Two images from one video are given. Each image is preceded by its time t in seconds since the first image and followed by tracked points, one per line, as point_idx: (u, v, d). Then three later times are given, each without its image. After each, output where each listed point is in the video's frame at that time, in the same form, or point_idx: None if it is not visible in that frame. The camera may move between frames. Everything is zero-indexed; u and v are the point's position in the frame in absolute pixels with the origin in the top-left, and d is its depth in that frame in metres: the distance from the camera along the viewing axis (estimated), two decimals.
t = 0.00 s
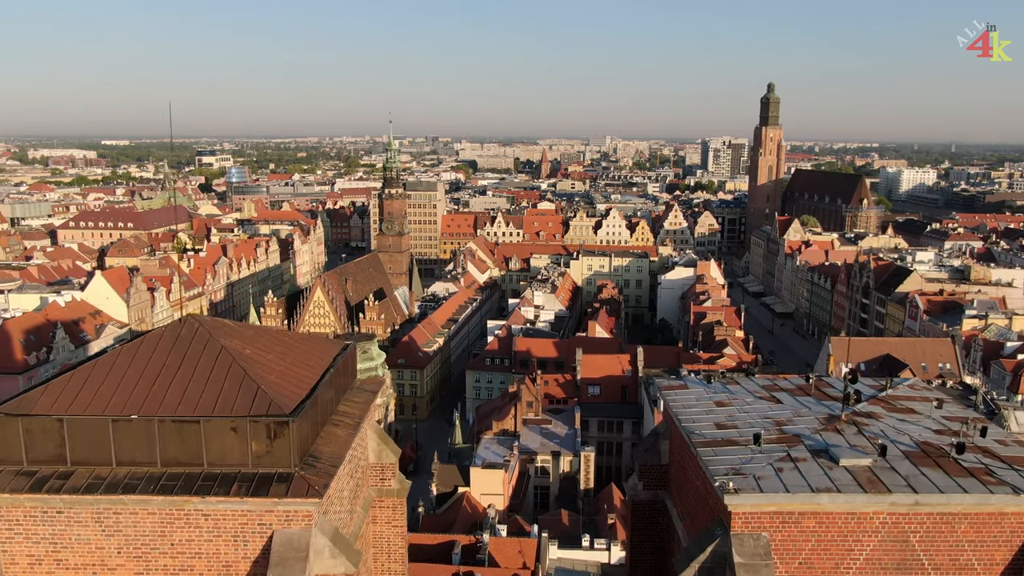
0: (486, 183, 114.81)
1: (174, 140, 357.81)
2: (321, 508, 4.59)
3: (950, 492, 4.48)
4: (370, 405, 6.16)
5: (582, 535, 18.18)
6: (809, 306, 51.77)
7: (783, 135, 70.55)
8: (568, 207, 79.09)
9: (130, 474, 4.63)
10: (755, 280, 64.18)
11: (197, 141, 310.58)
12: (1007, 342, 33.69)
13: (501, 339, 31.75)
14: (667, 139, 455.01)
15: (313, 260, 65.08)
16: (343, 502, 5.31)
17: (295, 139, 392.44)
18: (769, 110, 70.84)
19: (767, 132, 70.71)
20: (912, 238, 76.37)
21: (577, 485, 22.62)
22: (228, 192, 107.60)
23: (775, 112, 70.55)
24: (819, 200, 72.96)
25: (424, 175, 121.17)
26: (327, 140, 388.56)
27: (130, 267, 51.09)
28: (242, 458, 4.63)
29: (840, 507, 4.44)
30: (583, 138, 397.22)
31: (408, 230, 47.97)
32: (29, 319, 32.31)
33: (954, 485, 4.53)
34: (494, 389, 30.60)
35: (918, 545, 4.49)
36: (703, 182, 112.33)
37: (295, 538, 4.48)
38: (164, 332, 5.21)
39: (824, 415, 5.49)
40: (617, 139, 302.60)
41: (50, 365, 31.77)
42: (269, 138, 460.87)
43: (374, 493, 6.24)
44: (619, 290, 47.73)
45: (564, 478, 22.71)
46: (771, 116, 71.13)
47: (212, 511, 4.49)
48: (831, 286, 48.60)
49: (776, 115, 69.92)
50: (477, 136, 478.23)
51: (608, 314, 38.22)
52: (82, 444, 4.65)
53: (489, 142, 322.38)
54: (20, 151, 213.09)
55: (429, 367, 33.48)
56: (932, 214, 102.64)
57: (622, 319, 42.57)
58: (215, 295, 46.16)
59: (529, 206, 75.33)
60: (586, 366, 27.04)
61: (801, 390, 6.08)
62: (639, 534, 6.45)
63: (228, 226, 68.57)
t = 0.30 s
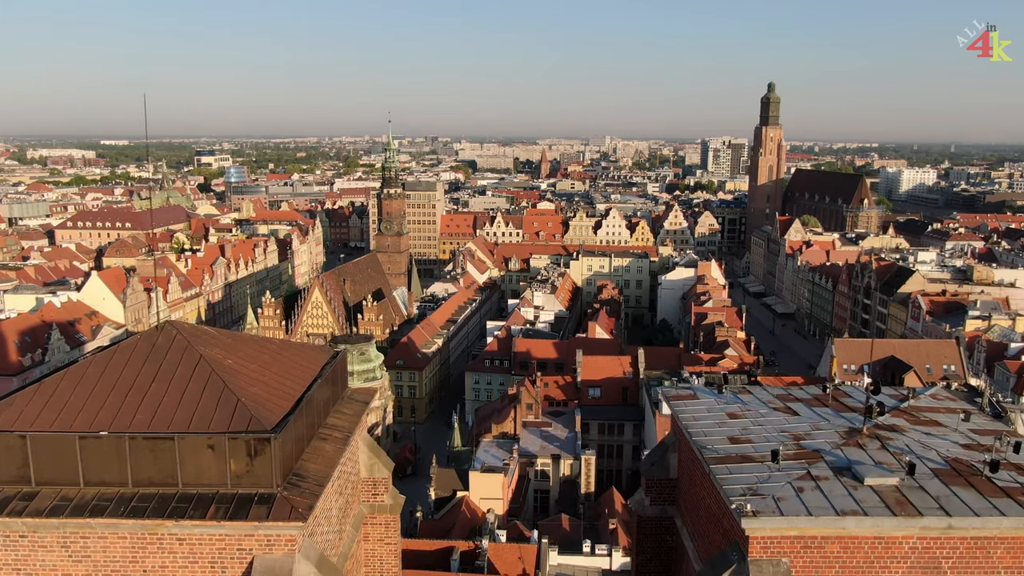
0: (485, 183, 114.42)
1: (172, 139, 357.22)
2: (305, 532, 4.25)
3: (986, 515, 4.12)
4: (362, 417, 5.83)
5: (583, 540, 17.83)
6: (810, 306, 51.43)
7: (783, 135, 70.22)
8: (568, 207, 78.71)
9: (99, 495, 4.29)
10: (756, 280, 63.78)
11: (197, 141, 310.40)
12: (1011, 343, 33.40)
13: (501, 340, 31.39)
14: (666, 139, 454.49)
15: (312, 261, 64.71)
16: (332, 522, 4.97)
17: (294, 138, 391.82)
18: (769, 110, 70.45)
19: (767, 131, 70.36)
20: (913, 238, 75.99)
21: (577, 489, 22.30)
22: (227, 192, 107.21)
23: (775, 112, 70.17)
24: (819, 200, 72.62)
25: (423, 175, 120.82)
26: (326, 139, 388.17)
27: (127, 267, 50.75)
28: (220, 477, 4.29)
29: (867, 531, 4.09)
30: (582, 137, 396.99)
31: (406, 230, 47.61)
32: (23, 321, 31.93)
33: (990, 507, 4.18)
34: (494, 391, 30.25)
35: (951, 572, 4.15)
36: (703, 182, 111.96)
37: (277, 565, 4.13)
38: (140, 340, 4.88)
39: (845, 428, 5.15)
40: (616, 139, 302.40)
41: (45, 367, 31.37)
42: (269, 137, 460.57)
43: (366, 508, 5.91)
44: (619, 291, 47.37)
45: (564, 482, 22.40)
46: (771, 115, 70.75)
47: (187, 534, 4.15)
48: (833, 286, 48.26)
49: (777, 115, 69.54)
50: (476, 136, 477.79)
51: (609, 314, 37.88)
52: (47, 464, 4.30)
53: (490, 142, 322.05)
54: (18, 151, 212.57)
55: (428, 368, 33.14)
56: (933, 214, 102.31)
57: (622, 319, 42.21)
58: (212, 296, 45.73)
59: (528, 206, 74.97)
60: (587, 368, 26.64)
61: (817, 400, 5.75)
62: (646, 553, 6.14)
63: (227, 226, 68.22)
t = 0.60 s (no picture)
0: (485, 183, 114.05)
1: (172, 139, 356.97)
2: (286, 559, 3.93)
3: None
4: (353, 430, 5.50)
5: (583, 546, 17.49)
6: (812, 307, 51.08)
7: (784, 134, 69.89)
8: (567, 207, 78.34)
9: (62, 520, 3.98)
10: (756, 280, 63.41)
11: (198, 141, 309.76)
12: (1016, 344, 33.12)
13: (501, 341, 31.05)
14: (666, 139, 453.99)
15: (310, 261, 64.36)
16: (318, 545, 4.66)
17: (294, 138, 391.59)
18: (769, 110, 70.03)
19: (767, 131, 70.01)
20: (914, 238, 75.63)
21: (577, 493, 21.96)
22: (226, 191, 106.86)
23: (776, 112, 69.79)
24: (820, 201, 72.27)
25: (422, 175, 120.44)
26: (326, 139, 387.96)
27: (125, 267, 50.42)
28: (194, 500, 3.98)
29: (899, 559, 3.75)
30: (582, 137, 396.76)
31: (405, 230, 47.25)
32: (19, 322, 31.58)
33: None
34: (493, 392, 29.92)
35: None
36: (702, 182, 111.62)
37: None
38: (111, 349, 4.58)
39: (869, 442, 4.83)
40: (616, 139, 302.33)
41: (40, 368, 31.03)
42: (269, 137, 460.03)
43: (357, 527, 5.57)
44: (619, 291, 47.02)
45: (565, 486, 22.07)
46: (772, 115, 70.35)
47: (156, 563, 3.83)
48: (834, 287, 47.90)
49: (777, 114, 69.18)
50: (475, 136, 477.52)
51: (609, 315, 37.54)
52: (8, 486, 3.99)
53: (489, 141, 321.48)
54: (18, 151, 212.27)
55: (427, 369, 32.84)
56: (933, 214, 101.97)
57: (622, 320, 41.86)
58: (210, 297, 45.34)
59: (528, 206, 74.61)
60: (587, 370, 26.30)
61: (836, 412, 5.42)
62: (657, 572, 5.87)
63: (225, 226, 67.88)
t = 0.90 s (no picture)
0: (484, 183, 113.63)
1: (172, 139, 356.79)
2: None
3: None
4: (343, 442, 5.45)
5: (583, 552, 17.17)
6: (813, 306, 50.76)
7: (784, 134, 69.49)
8: (567, 207, 77.96)
9: (22, 549, 4.00)
10: (757, 280, 63.04)
11: (197, 141, 309.14)
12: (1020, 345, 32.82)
13: (500, 342, 30.69)
14: (666, 139, 453.81)
15: (309, 261, 64.00)
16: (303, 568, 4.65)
17: (293, 138, 391.38)
18: (770, 109, 69.60)
19: (767, 131, 69.61)
20: (914, 238, 75.33)
21: (577, 496, 21.56)
22: (225, 191, 106.43)
23: (776, 111, 69.35)
24: (821, 200, 71.91)
25: (421, 174, 120.01)
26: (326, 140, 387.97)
27: (122, 267, 50.02)
28: (165, 527, 4.03)
29: None
30: (582, 138, 396.65)
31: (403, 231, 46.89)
32: (13, 322, 31.23)
33: None
34: (492, 394, 29.59)
35: None
36: (702, 182, 111.27)
37: None
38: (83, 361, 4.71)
39: (897, 459, 4.52)
40: (616, 139, 301.55)
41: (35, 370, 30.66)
42: (268, 138, 460.04)
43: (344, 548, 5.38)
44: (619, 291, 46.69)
45: (565, 489, 21.66)
46: (772, 115, 69.93)
47: None
48: (835, 287, 47.56)
49: (777, 114, 68.78)
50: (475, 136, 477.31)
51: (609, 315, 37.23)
52: None
53: (489, 141, 321.19)
54: (18, 151, 211.86)
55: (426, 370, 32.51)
56: (933, 214, 101.62)
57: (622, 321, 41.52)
58: (208, 297, 44.96)
59: (527, 206, 74.24)
60: (587, 372, 25.98)
61: (858, 425, 5.10)
62: None
63: (223, 226, 67.52)
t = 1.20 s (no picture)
0: (483, 183, 113.08)
1: (172, 139, 356.30)
2: None
3: None
4: (329, 460, 5.69)
5: (584, 558, 16.77)
6: (814, 307, 50.45)
7: (785, 134, 69.03)
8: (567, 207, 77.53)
9: None
10: (758, 280, 62.72)
11: (199, 142, 308.73)
12: None
13: (500, 343, 30.33)
14: (665, 139, 453.46)
15: (307, 261, 63.57)
16: None
17: (293, 138, 390.60)
18: (770, 109, 69.17)
19: (768, 130, 69.17)
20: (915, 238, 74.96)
21: (578, 500, 21.14)
22: (223, 191, 105.82)
23: (777, 111, 68.90)
24: (822, 200, 71.51)
25: (420, 174, 119.42)
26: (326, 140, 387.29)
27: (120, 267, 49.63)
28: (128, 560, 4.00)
29: None
30: (581, 137, 396.05)
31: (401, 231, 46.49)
32: (8, 323, 30.91)
33: None
34: (492, 395, 29.24)
35: None
36: (702, 181, 110.80)
37: None
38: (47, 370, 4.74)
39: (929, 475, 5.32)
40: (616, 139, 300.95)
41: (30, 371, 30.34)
42: (268, 138, 459.03)
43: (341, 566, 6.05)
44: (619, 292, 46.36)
45: (566, 493, 21.28)
46: (772, 114, 69.50)
47: None
48: (837, 287, 47.23)
49: (777, 113, 68.36)
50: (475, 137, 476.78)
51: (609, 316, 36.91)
52: None
53: (489, 142, 320.86)
54: (17, 151, 211.31)
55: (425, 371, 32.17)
56: (934, 214, 101.17)
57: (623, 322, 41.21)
58: (205, 298, 44.55)
59: (527, 205, 73.78)
60: (588, 373, 25.69)
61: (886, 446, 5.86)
62: None
63: (221, 226, 67.06)
